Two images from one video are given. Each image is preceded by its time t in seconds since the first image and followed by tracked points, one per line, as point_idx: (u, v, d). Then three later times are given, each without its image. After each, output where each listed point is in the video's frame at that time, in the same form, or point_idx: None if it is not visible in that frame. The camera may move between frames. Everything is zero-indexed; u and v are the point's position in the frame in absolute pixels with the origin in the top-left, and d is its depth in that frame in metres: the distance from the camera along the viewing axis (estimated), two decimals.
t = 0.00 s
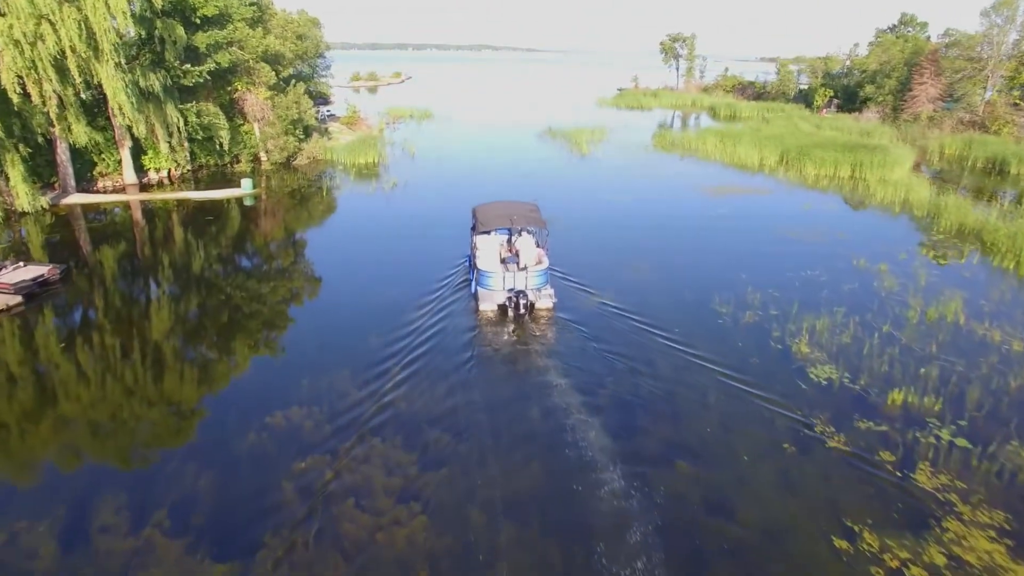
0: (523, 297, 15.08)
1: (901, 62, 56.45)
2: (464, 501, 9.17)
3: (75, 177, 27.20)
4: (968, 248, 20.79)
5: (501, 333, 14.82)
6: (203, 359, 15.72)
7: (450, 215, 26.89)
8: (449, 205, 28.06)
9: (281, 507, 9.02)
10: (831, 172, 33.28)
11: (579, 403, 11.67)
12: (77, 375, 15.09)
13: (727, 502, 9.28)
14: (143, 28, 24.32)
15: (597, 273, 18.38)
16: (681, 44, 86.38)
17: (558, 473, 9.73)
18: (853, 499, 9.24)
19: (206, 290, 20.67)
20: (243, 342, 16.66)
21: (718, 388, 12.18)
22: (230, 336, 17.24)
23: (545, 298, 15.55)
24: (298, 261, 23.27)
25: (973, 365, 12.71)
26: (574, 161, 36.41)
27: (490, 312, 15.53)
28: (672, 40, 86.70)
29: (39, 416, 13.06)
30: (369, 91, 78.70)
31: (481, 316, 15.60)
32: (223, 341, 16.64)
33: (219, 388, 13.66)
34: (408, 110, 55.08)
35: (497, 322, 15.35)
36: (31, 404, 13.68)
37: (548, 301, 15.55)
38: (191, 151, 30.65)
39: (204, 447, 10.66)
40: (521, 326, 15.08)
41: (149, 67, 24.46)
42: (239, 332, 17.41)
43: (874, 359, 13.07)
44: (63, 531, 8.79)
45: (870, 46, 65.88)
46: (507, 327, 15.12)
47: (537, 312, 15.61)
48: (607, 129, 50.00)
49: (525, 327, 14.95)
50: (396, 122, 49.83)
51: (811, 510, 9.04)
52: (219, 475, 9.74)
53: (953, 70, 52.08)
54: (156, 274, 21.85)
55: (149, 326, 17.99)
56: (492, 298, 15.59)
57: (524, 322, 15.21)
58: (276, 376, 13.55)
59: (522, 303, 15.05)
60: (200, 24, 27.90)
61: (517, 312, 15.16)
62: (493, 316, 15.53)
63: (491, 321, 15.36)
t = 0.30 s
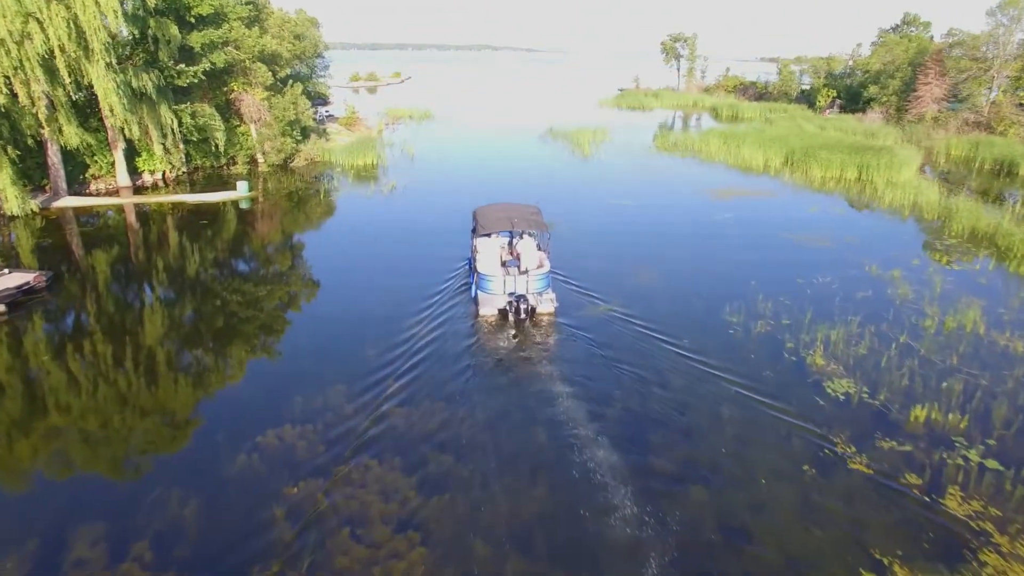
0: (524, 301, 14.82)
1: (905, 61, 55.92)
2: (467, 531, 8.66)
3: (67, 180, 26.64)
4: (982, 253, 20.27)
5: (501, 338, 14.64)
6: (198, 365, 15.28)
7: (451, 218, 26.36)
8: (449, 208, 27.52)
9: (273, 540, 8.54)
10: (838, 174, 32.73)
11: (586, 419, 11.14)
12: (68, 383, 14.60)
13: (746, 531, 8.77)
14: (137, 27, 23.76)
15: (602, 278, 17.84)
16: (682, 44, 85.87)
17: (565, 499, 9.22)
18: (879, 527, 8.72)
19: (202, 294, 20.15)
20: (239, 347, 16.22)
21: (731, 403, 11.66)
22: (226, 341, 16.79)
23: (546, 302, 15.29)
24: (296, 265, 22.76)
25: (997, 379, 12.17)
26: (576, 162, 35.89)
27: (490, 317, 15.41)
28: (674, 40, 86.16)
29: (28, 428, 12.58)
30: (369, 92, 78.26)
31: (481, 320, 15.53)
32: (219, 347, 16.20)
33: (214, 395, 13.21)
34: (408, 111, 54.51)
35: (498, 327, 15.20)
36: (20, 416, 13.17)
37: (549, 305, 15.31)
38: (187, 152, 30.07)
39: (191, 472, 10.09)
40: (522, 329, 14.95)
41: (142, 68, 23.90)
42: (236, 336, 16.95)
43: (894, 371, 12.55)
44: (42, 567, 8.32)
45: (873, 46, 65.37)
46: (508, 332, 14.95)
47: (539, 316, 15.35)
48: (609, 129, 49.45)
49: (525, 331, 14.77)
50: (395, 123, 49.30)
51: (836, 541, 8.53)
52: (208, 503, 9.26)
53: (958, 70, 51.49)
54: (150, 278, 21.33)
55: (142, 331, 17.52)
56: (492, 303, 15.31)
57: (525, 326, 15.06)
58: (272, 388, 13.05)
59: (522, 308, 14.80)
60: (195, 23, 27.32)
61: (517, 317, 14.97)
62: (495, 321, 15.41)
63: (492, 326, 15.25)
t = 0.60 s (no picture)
0: (523, 305, 14.25)
1: (908, 62, 55.42)
2: (469, 559, 8.22)
3: (60, 181, 26.15)
4: (994, 258, 19.81)
5: (501, 343, 14.26)
6: (194, 370, 14.86)
7: (452, 220, 25.87)
8: (449, 210, 27.04)
9: (265, 568, 8.10)
10: (843, 176, 32.25)
11: (593, 435, 10.66)
12: (59, 389, 14.17)
13: (763, 557, 8.33)
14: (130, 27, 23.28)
15: (607, 283, 17.34)
16: (683, 44, 85.42)
17: (573, 523, 8.74)
18: (904, 554, 8.27)
19: (198, 297, 19.73)
20: (236, 351, 15.86)
21: (744, 416, 11.19)
22: (223, 344, 16.42)
23: (547, 305, 14.87)
24: (294, 267, 22.34)
25: (1020, 392, 11.73)
26: (578, 164, 35.44)
27: (490, 320, 15.15)
28: (675, 40, 85.69)
29: (17, 436, 12.14)
30: (368, 92, 78.00)
31: (482, 323, 15.23)
32: (216, 351, 15.84)
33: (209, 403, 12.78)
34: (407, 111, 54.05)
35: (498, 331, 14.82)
36: (10, 423, 12.74)
37: (549, 308, 14.94)
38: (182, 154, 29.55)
39: (179, 495, 9.62)
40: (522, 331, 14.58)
41: (136, 68, 23.43)
42: (233, 340, 16.58)
43: (910, 383, 12.09)
44: None
45: (876, 46, 64.91)
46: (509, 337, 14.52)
47: (540, 320, 14.94)
48: (610, 130, 48.96)
49: (526, 336, 14.33)
50: (395, 123, 48.88)
51: (858, 569, 8.09)
52: (197, 527, 8.81)
53: (963, 70, 51.03)
54: (145, 281, 20.90)
55: (137, 335, 17.09)
56: (492, 305, 15.26)
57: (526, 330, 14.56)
58: (268, 397, 12.60)
59: (522, 312, 14.25)
60: (190, 23, 26.83)
61: (517, 321, 14.46)
62: (496, 323, 15.14)
63: (492, 329, 14.95)
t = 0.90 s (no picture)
0: (523, 304, 14.32)
1: (911, 62, 55.10)
2: None
3: (55, 183, 25.79)
4: (1004, 261, 19.51)
5: (501, 343, 14.12)
6: (192, 373, 14.59)
7: (452, 222, 25.53)
8: (449, 211, 26.74)
9: None
10: (848, 177, 31.92)
11: (599, 445, 10.36)
12: (54, 393, 13.88)
13: None
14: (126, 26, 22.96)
15: (611, 286, 17.00)
16: (684, 44, 85.09)
17: (580, 539, 8.44)
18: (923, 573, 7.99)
19: (196, 299, 19.42)
20: (235, 353, 15.57)
21: (753, 425, 10.89)
22: (221, 347, 16.14)
23: (547, 306, 14.89)
24: (293, 269, 22.04)
25: None
26: (579, 164, 35.12)
27: (490, 320, 15.07)
28: (676, 40, 85.34)
29: (11, 441, 11.85)
30: (368, 92, 77.62)
31: (482, 324, 15.11)
32: (214, 354, 15.55)
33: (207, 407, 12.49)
34: (407, 111, 53.76)
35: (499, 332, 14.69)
36: (3, 428, 12.45)
37: (549, 308, 14.94)
38: (180, 154, 29.22)
39: (172, 510, 9.32)
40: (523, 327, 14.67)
41: (132, 68, 23.09)
42: (231, 343, 16.29)
43: (923, 391, 11.79)
44: None
45: (878, 46, 64.59)
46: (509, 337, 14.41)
47: (540, 321, 14.92)
48: (611, 130, 48.61)
49: (527, 337, 14.24)
50: (395, 124, 48.58)
51: None
52: (191, 545, 8.53)
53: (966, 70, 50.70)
54: (142, 284, 20.59)
55: (134, 338, 16.81)
56: (493, 305, 15.21)
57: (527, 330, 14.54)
58: (266, 404, 12.31)
59: (522, 312, 14.30)
60: (188, 22, 26.50)
61: (517, 320, 14.47)
62: (496, 323, 15.04)
63: (492, 329, 14.84)
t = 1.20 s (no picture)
0: (523, 305, 14.43)
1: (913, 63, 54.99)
2: None
3: (54, 185, 25.62)
4: (1009, 265, 19.38)
5: (502, 343, 14.14)
6: (192, 376, 14.49)
7: (453, 224, 25.37)
8: (449, 213, 26.61)
9: None
10: (850, 179, 31.75)
11: (602, 453, 10.23)
12: (53, 396, 13.78)
13: None
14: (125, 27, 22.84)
15: (613, 290, 16.85)
16: (685, 45, 84.95)
17: (584, 551, 8.32)
18: None
19: (196, 302, 19.28)
20: (235, 356, 15.45)
21: (758, 433, 10.77)
22: (221, 349, 16.03)
23: (547, 306, 14.99)
24: (293, 271, 21.90)
25: None
26: (579, 166, 34.99)
27: (490, 320, 15.11)
28: (677, 41, 85.19)
29: (7, 446, 11.72)
30: (368, 92, 77.42)
31: (482, 323, 15.15)
32: (213, 356, 15.44)
33: (206, 411, 12.33)
34: (407, 112, 53.68)
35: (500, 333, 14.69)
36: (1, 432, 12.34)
37: (550, 308, 15.02)
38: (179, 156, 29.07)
39: (170, 520, 9.20)
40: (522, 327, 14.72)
41: (131, 69, 22.96)
42: (231, 345, 16.17)
43: (930, 398, 11.66)
44: None
45: (879, 47, 64.48)
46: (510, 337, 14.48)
47: (540, 320, 15.01)
48: (611, 131, 48.50)
49: (526, 336, 14.33)
50: (395, 125, 48.46)
51: None
52: (190, 557, 8.41)
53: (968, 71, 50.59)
54: (141, 286, 20.46)
55: (134, 341, 16.69)
56: (493, 305, 15.21)
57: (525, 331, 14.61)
58: (266, 409, 12.16)
59: (522, 312, 14.41)
60: (187, 23, 26.36)
61: (517, 320, 14.59)
62: (496, 323, 15.09)
63: (492, 329, 14.89)
